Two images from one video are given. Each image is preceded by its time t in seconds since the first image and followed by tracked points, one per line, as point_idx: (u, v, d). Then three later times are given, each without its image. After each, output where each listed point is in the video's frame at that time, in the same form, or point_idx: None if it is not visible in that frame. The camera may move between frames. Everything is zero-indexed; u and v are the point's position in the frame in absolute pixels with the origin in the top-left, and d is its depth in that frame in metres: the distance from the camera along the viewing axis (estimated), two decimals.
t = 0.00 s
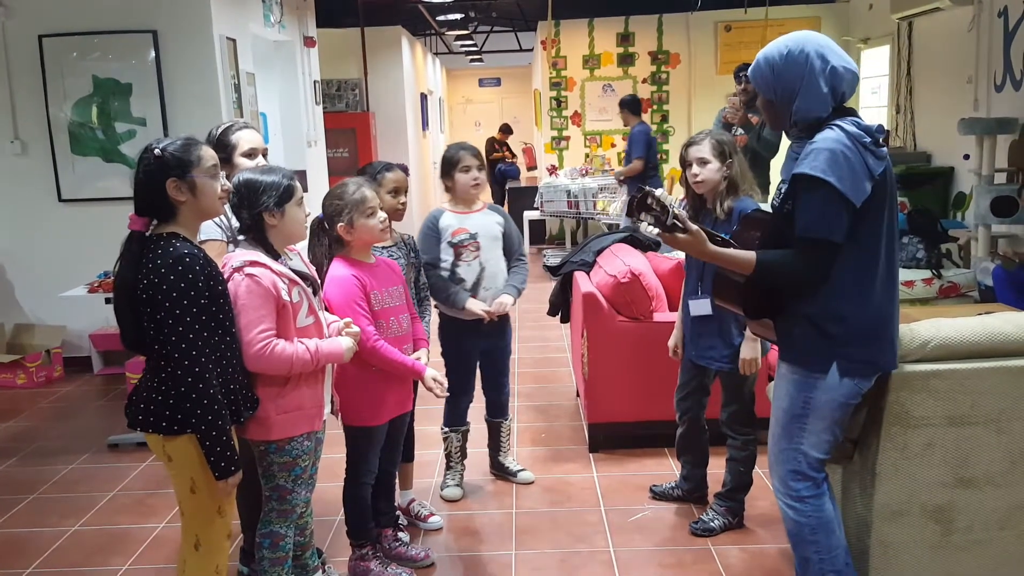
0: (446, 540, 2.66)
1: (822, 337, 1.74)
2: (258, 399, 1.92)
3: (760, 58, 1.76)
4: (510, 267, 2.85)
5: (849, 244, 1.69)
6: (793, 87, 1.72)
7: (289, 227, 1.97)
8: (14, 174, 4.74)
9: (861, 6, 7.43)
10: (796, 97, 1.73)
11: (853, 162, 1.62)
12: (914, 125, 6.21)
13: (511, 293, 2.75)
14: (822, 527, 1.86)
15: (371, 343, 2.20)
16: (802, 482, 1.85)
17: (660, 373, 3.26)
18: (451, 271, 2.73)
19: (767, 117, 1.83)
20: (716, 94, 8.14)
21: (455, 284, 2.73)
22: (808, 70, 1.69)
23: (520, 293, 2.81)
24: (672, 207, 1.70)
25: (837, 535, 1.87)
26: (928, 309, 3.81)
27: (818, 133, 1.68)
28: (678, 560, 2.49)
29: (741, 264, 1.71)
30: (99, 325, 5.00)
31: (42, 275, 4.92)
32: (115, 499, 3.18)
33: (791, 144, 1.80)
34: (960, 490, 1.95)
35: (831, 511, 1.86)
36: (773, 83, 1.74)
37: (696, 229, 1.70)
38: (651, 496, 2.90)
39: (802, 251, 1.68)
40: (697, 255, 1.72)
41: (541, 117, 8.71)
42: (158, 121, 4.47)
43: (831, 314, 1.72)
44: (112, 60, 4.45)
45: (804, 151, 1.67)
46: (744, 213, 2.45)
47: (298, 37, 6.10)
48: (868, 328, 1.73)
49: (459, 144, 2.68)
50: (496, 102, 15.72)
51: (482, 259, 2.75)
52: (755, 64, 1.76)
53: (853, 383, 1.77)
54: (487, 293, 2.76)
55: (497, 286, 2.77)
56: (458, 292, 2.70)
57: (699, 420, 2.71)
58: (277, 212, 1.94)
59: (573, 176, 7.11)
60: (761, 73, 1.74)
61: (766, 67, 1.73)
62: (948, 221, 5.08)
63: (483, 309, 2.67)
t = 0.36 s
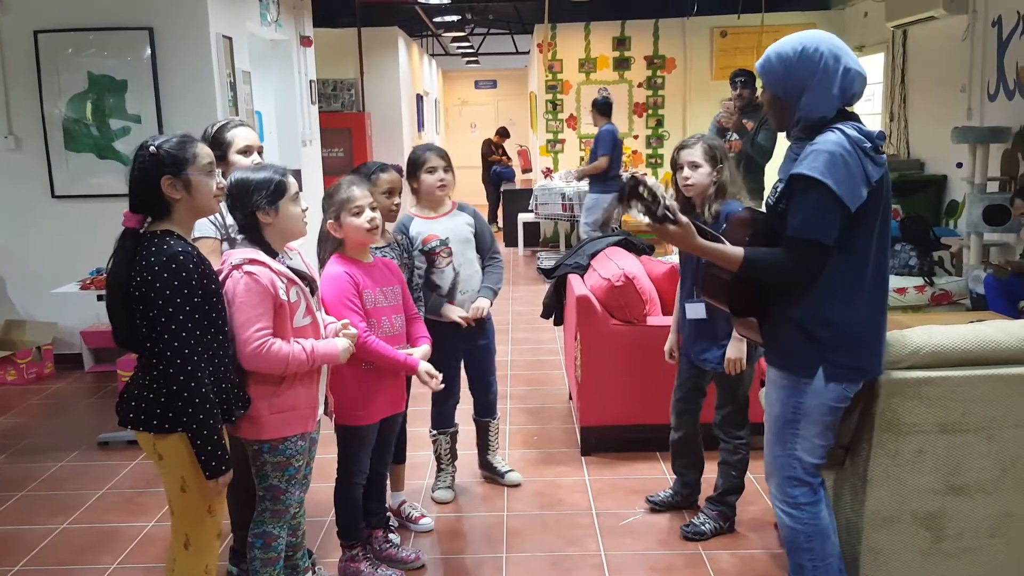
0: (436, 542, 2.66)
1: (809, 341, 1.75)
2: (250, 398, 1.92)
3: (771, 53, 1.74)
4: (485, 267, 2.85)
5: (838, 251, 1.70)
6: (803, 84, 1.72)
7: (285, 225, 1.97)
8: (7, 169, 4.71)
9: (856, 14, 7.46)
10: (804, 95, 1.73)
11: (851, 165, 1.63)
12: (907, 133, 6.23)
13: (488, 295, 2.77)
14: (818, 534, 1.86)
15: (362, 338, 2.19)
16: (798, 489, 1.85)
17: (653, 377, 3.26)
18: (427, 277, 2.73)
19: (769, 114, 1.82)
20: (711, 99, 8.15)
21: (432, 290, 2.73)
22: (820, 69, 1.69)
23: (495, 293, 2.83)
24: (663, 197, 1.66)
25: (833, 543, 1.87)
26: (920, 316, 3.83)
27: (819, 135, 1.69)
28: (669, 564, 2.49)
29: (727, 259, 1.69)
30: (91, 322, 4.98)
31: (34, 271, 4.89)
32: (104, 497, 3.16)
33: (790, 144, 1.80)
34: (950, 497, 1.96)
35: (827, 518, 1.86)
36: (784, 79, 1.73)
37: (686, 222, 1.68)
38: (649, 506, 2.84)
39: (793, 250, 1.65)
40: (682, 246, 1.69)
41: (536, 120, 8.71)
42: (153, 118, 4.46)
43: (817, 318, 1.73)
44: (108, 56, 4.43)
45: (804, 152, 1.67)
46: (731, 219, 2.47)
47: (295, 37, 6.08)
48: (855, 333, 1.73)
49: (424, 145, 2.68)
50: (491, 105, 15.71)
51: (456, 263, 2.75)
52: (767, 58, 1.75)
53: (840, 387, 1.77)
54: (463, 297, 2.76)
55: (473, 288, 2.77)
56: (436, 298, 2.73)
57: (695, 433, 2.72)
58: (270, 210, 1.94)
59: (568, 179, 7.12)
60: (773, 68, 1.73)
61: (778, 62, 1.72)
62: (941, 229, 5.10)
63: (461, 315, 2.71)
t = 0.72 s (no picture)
0: (435, 547, 2.65)
1: (804, 345, 1.74)
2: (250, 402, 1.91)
3: (793, 57, 1.74)
4: (491, 271, 2.85)
5: (836, 251, 1.69)
6: (824, 88, 1.72)
7: (287, 230, 1.97)
8: (8, 173, 4.72)
9: (856, 20, 7.46)
10: (825, 100, 1.72)
11: (857, 166, 1.63)
12: (907, 139, 6.24)
13: (493, 298, 2.76)
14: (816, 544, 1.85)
15: (374, 341, 2.21)
16: (796, 497, 1.84)
17: (653, 383, 3.26)
18: (431, 278, 2.73)
19: (783, 118, 1.82)
20: (711, 105, 8.16)
21: (436, 291, 2.72)
22: (844, 74, 1.70)
23: (500, 297, 2.82)
24: (661, 166, 1.63)
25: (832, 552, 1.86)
26: (921, 322, 3.82)
27: (831, 136, 1.69)
28: (669, 570, 2.48)
29: (715, 243, 1.66)
30: (91, 326, 4.98)
31: (35, 275, 4.89)
32: (104, 501, 3.16)
33: (803, 150, 1.79)
34: (952, 505, 1.95)
35: (823, 528, 1.85)
36: (806, 83, 1.73)
37: (679, 198, 1.65)
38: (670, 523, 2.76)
39: (789, 244, 1.64)
40: (671, 224, 1.68)
41: (537, 126, 8.72)
42: (155, 123, 4.47)
43: (812, 323, 1.72)
44: (110, 62, 4.44)
45: (812, 151, 1.67)
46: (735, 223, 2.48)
47: (295, 42, 6.09)
48: (852, 338, 1.73)
49: (430, 150, 2.68)
50: (491, 110, 15.73)
51: (462, 266, 2.75)
52: (789, 62, 1.75)
53: (825, 396, 1.77)
54: (468, 299, 2.76)
55: (478, 291, 2.78)
56: (440, 298, 2.70)
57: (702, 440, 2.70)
58: (272, 215, 1.94)
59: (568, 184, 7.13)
60: (795, 71, 1.73)
61: (801, 65, 1.72)
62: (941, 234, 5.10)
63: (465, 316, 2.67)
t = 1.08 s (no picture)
0: (436, 549, 2.66)
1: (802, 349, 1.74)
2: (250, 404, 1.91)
3: (799, 63, 1.74)
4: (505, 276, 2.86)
5: (835, 257, 1.69)
6: (830, 94, 1.72)
7: (280, 233, 1.96)
8: (10, 176, 4.73)
9: (857, 22, 7.46)
10: (830, 106, 1.73)
11: (858, 174, 1.63)
12: (909, 142, 6.24)
13: (508, 302, 2.78)
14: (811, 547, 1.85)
15: (393, 342, 2.22)
16: (791, 500, 1.85)
17: (655, 385, 3.26)
18: (449, 276, 2.74)
19: (788, 124, 1.82)
20: (713, 108, 8.16)
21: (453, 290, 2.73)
22: (850, 81, 1.70)
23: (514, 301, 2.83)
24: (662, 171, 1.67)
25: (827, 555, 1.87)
26: (923, 325, 3.82)
27: (832, 143, 1.69)
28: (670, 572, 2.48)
29: (712, 253, 1.68)
30: (94, 328, 4.99)
31: (37, 278, 4.90)
32: (106, 503, 3.17)
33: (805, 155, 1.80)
34: (953, 507, 1.95)
35: (819, 531, 1.86)
36: (812, 88, 1.73)
37: (677, 207, 1.66)
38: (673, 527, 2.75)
39: (788, 253, 1.65)
40: (670, 235, 1.69)
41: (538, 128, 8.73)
42: (157, 126, 4.48)
43: (810, 327, 1.72)
44: (111, 65, 4.45)
45: (813, 158, 1.67)
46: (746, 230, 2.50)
47: (297, 45, 6.11)
48: (852, 341, 1.73)
49: (455, 152, 2.70)
50: (493, 112, 15.75)
51: (481, 266, 2.77)
52: (795, 67, 1.74)
53: (822, 402, 1.76)
54: (484, 300, 2.78)
55: (494, 293, 2.79)
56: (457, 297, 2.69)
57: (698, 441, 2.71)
58: (265, 219, 1.94)
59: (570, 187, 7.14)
60: (801, 77, 1.73)
61: (808, 71, 1.72)
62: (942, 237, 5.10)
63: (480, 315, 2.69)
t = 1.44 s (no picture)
0: (438, 547, 2.66)
1: (805, 348, 1.75)
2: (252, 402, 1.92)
3: (778, 54, 1.75)
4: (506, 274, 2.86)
5: (829, 261, 1.69)
6: (810, 83, 1.71)
7: (281, 233, 1.96)
8: (12, 176, 4.74)
9: (860, 20, 7.44)
10: (810, 95, 1.72)
11: (839, 179, 1.62)
12: (912, 140, 6.23)
13: (508, 300, 2.77)
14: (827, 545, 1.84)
15: (388, 340, 2.22)
16: (807, 497, 1.83)
17: (657, 385, 3.26)
18: (451, 275, 2.74)
19: (768, 116, 1.82)
20: (715, 107, 8.15)
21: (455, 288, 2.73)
22: (830, 70, 1.70)
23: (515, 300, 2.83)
24: (653, 230, 1.68)
25: (843, 553, 1.85)
26: (926, 324, 3.82)
27: (809, 149, 1.68)
28: (673, 571, 2.48)
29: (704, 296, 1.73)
30: (96, 328, 4.99)
31: (40, 278, 4.91)
32: (109, 502, 3.17)
33: (787, 152, 1.79)
34: (956, 505, 1.95)
35: (836, 529, 1.84)
36: (791, 78, 1.73)
37: (664, 263, 1.72)
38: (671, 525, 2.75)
39: (774, 267, 1.66)
40: (664, 286, 1.75)
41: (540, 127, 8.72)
42: (158, 125, 4.48)
43: (810, 327, 1.73)
44: (113, 64, 4.45)
45: (793, 167, 1.66)
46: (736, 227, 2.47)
47: (299, 45, 6.11)
48: (851, 342, 1.72)
49: (460, 152, 2.71)
50: (495, 111, 15.74)
51: (482, 265, 2.77)
52: (774, 58, 1.75)
53: (834, 396, 1.76)
54: (484, 299, 2.77)
55: (494, 292, 2.79)
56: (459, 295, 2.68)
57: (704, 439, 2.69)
58: (266, 219, 1.94)
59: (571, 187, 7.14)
60: (780, 66, 1.73)
61: (787, 61, 1.72)
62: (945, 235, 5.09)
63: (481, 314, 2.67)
